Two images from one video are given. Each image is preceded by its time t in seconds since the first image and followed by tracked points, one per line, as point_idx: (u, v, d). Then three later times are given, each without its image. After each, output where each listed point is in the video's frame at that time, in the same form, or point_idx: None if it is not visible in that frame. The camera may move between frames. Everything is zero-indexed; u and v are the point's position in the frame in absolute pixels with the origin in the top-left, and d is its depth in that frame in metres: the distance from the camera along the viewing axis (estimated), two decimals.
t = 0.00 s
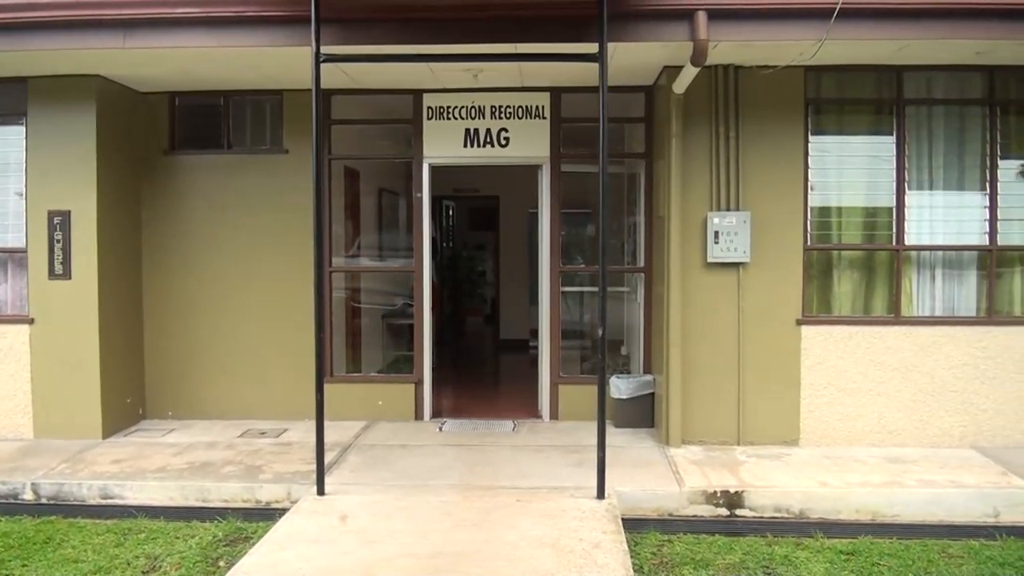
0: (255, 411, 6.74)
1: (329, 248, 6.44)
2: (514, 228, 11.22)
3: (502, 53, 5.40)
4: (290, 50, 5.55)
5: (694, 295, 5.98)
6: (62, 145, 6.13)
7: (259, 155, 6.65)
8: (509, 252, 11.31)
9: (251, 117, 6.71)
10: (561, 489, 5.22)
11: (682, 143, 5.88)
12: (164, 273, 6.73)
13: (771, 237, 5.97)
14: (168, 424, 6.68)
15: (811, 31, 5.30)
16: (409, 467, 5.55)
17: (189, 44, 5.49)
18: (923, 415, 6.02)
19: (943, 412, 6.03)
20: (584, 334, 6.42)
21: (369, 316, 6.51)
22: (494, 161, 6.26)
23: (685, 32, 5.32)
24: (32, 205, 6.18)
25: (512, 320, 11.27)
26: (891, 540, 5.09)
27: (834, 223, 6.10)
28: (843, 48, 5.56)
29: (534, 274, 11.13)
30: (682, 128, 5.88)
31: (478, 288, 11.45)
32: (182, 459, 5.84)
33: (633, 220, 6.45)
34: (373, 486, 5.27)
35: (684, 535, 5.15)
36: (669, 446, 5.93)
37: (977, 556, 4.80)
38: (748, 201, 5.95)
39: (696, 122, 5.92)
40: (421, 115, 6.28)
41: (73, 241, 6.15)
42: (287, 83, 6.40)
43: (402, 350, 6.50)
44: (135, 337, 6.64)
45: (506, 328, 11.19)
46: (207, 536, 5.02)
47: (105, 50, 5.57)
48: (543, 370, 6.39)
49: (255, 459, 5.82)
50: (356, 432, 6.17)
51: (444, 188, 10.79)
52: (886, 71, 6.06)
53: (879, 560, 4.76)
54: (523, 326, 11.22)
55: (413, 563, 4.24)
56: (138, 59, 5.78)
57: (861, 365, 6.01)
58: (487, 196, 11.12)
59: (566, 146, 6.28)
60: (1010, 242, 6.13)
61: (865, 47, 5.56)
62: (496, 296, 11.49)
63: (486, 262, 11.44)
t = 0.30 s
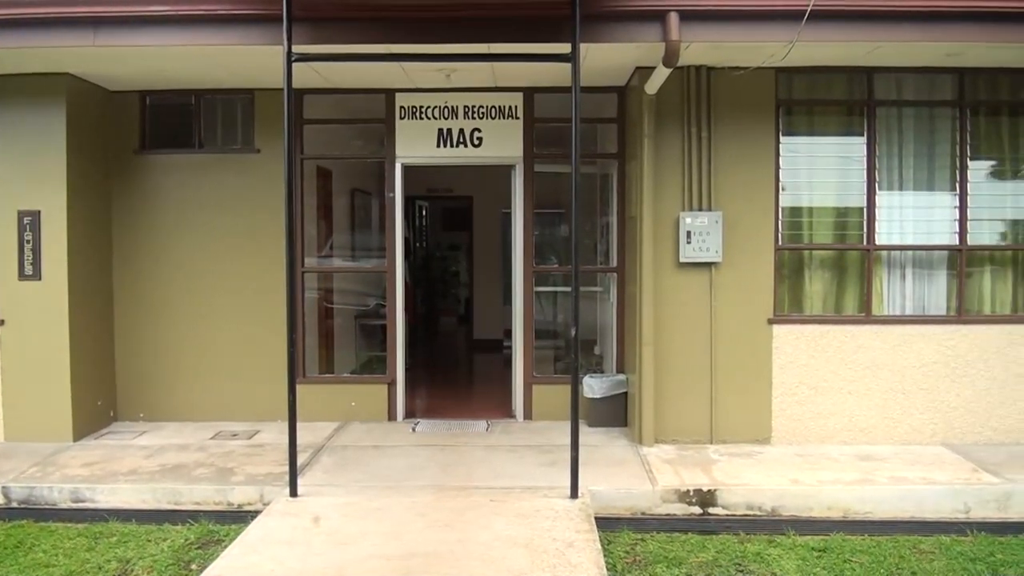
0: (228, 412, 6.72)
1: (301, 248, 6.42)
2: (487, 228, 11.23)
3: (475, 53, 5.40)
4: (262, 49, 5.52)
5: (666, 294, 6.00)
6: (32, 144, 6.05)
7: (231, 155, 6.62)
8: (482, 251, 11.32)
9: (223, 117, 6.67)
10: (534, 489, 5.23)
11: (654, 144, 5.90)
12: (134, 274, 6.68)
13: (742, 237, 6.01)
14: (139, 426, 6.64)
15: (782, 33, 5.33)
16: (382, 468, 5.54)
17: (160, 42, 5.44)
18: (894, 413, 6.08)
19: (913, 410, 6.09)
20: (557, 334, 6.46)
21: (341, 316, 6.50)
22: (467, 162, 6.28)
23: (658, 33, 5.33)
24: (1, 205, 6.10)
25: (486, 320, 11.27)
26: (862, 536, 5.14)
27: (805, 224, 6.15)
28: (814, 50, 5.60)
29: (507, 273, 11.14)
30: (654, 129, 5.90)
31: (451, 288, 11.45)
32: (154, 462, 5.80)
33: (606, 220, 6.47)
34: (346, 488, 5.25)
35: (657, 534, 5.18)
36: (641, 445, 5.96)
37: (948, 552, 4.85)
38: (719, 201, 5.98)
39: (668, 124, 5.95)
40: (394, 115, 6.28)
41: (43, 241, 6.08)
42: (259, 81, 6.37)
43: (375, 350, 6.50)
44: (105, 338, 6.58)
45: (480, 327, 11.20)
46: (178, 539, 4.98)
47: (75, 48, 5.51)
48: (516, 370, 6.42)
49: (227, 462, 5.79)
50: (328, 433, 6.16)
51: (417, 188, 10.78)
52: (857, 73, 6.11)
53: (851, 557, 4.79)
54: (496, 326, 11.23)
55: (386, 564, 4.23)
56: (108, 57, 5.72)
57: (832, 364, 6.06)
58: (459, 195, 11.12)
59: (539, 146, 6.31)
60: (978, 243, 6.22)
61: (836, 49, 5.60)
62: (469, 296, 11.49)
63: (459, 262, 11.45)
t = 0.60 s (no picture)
0: (202, 414, 6.70)
1: (274, 248, 6.41)
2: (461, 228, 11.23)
3: (450, 53, 5.40)
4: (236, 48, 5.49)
5: (641, 294, 6.02)
6: (3, 144, 5.98)
7: (204, 155, 6.60)
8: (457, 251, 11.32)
9: (196, 116, 6.64)
10: (509, 489, 5.23)
11: (629, 144, 5.92)
12: (107, 275, 6.63)
13: (715, 237, 6.05)
14: (112, 428, 6.59)
15: (756, 34, 5.35)
16: (357, 470, 5.54)
17: (133, 40, 5.39)
18: (866, 412, 6.14)
19: (886, 408, 6.15)
20: (532, 334, 6.50)
21: (316, 317, 6.49)
22: (441, 162, 6.32)
23: (632, 35, 5.33)
24: None
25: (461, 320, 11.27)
26: (834, 534, 5.08)
27: (778, 224, 6.19)
28: (787, 53, 5.64)
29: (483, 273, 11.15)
30: (628, 130, 5.92)
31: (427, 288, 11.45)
32: (126, 465, 5.76)
33: (580, 220, 6.49)
34: (321, 489, 5.24)
35: (631, 533, 5.09)
36: (616, 444, 5.97)
37: (922, 549, 4.83)
38: (693, 201, 6.01)
39: (642, 125, 5.96)
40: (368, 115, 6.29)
41: (14, 242, 6.01)
42: (232, 80, 6.34)
43: (349, 351, 6.49)
44: (77, 340, 6.53)
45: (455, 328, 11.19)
46: (152, 543, 4.86)
47: (46, 46, 5.44)
48: (492, 369, 6.45)
49: (200, 464, 5.77)
50: (302, 434, 6.16)
51: (392, 188, 10.77)
52: (830, 75, 6.16)
53: (823, 555, 4.77)
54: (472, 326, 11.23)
55: (360, 566, 4.21)
56: (80, 56, 5.66)
57: (805, 363, 6.10)
58: (435, 195, 11.11)
59: (514, 146, 6.35)
60: (950, 243, 6.30)
61: (808, 52, 5.64)
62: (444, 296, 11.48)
63: (435, 262, 11.44)
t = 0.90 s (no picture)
0: (178, 415, 6.66)
1: (249, 249, 6.43)
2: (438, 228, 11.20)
3: (427, 53, 5.40)
4: (211, 46, 5.46)
5: (617, 294, 6.04)
6: None
7: (179, 155, 6.57)
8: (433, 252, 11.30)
9: (171, 116, 6.61)
10: (486, 489, 5.24)
11: (604, 144, 5.94)
12: (81, 275, 6.58)
13: (691, 238, 6.08)
14: (86, 431, 6.53)
15: (731, 36, 5.39)
16: (333, 472, 5.52)
17: (107, 39, 5.34)
18: (840, 410, 6.19)
19: (861, 407, 6.21)
20: (509, 334, 6.55)
21: (291, 317, 6.51)
22: (417, 161, 6.37)
23: (608, 36, 5.34)
24: None
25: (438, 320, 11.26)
26: (811, 532, 5.11)
27: (753, 224, 6.23)
28: (761, 54, 5.69)
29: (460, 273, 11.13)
30: (604, 130, 5.93)
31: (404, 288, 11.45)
32: (101, 467, 5.71)
33: (557, 221, 6.51)
34: (297, 491, 5.22)
35: (608, 532, 5.10)
36: (593, 444, 5.99)
37: (896, 546, 4.88)
38: (669, 202, 6.04)
39: (618, 126, 5.99)
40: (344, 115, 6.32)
41: None
42: (207, 79, 6.31)
43: (325, 352, 6.53)
44: (51, 341, 6.46)
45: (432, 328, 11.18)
46: (127, 546, 4.81)
47: (18, 44, 5.38)
48: (469, 369, 6.48)
49: (175, 466, 5.73)
50: (278, 436, 6.17)
51: (368, 188, 10.73)
52: (804, 77, 6.20)
53: (799, 552, 4.81)
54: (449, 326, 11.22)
55: (337, 567, 4.19)
56: (53, 54, 5.60)
57: (780, 362, 6.14)
58: (411, 196, 11.09)
59: (490, 146, 6.40)
60: (924, 243, 6.37)
61: (782, 53, 5.68)
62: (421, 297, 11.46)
63: (412, 262, 11.43)
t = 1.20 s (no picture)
0: (152, 417, 6.61)
1: (222, 250, 6.44)
2: (414, 227, 11.19)
3: (403, 52, 5.39)
4: (185, 45, 5.42)
5: (593, 295, 6.06)
6: None
7: (153, 154, 6.51)
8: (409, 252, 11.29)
9: (145, 115, 6.55)
10: (462, 490, 5.23)
11: (580, 145, 5.95)
12: (54, 275, 6.51)
13: (666, 238, 6.11)
14: (59, 433, 6.46)
15: (706, 37, 5.42)
16: (309, 473, 5.51)
17: (79, 37, 5.28)
18: (814, 409, 6.24)
19: (835, 405, 6.26)
20: (486, 334, 6.58)
21: (266, 318, 6.54)
22: (392, 161, 6.39)
23: (583, 36, 5.35)
24: None
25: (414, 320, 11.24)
26: (786, 529, 5.17)
27: (727, 224, 6.27)
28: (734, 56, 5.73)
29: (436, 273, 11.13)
30: (579, 131, 5.95)
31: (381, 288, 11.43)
32: (75, 470, 5.64)
33: (533, 221, 6.52)
34: (272, 492, 5.19)
35: (583, 531, 5.13)
36: (569, 443, 6.00)
37: (870, 543, 4.92)
38: (644, 202, 6.07)
39: (594, 127, 6.01)
40: (319, 114, 6.35)
41: None
42: (182, 77, 6.26)
43: (300, 352, 6.56)
44: (24, 342, 6.38)
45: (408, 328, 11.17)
46: (100, 549, 4.76)
47: None
48: (444, 369, 6.50)
49: (150, 468, 5.68)
50: (252, 437, 6.18)
51: (344, 188, 10.71)
52: (778, 78, 6.25)
53: (773, 550, 4.84)
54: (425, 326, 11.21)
55: (312, 569, 4.16)
56: (25, 51, 5.53)
57: (754, 361, 6.19)
58: (387, 196, 11.07)
59: (466, 146, 6.45)
60: (897, 243, 6.43)
61: (756, 54, 5.72)
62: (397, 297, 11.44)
63: (388, 263, 11.42)
